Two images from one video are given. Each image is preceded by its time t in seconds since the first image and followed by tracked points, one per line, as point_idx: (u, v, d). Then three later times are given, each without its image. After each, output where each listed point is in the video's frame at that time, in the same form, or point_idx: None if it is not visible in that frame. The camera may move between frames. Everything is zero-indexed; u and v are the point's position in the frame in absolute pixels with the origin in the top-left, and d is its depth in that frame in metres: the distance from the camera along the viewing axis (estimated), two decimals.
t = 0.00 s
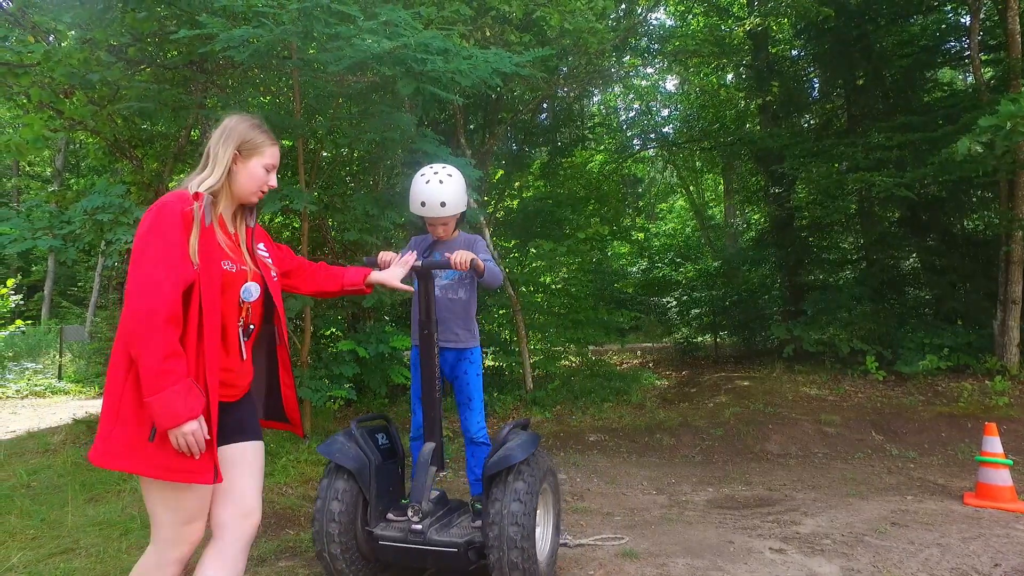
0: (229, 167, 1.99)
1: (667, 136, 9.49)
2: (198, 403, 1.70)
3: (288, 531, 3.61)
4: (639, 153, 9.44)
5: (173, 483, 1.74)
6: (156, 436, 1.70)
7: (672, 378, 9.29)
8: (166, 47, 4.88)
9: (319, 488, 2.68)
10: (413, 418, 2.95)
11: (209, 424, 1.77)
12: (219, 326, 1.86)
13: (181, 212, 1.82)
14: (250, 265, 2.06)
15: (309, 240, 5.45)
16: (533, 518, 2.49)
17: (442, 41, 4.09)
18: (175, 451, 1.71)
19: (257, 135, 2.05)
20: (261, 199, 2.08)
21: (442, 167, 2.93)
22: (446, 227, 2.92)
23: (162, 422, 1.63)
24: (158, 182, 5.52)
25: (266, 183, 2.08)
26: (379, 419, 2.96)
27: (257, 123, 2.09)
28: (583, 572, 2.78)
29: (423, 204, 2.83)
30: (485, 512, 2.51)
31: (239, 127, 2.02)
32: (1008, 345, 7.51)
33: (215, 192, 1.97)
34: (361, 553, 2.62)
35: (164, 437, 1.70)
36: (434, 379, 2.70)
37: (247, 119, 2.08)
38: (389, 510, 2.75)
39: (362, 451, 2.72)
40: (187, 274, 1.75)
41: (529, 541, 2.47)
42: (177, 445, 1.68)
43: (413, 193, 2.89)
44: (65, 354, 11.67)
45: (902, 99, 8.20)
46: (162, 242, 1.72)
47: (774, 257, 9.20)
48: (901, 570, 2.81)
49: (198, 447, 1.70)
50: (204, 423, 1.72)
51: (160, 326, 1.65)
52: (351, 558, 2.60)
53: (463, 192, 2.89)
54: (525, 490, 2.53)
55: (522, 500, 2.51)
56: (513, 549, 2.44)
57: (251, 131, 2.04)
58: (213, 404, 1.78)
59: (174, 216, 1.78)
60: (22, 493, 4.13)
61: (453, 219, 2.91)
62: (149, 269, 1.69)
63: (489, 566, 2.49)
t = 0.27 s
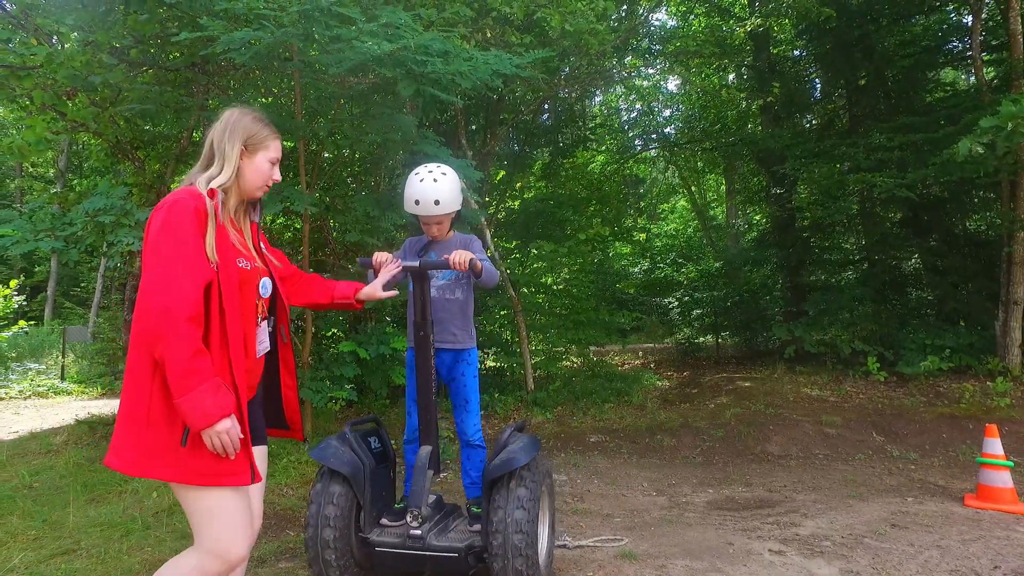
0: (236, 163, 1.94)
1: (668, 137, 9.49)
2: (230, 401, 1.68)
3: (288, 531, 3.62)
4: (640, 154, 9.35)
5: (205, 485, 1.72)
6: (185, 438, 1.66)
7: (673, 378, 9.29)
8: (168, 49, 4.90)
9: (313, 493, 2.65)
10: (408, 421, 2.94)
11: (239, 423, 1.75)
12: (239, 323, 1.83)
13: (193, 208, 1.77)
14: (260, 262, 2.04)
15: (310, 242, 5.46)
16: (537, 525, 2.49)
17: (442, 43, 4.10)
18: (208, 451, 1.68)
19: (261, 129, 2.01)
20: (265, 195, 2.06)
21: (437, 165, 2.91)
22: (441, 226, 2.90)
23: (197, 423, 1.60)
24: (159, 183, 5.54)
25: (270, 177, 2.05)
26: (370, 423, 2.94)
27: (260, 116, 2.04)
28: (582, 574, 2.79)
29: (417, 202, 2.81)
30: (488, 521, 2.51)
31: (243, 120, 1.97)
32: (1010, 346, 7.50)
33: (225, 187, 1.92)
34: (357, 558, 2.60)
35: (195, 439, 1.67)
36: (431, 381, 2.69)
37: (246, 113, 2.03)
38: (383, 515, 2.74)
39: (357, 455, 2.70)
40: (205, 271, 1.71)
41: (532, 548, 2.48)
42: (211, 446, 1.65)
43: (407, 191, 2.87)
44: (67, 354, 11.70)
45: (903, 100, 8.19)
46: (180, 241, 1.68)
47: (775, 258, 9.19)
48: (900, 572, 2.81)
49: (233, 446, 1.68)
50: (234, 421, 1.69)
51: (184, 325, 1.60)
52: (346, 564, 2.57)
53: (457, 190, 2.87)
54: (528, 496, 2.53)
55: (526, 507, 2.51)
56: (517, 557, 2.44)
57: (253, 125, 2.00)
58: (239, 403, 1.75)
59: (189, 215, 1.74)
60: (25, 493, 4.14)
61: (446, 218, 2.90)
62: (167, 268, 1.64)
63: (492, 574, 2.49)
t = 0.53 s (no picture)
0: (233, 157, 1.84)
1: (671, 137, 9.51)
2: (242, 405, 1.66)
3: (286, 534, 3.61)
4: (644, 154, 9.36)
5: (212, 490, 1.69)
6: (196, 442, 1.63)
7: (675, 379, 9.28)
8: (168, 51, 4.91)
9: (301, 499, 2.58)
10: (398, 425, 2.88)
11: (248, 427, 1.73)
12: (248, 325, 1.78)
13: (199, 200, 1.68)
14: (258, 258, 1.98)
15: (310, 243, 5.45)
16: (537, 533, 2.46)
17: (439, 44, 4.10)
18: (219, 456, 1.65)
19: (257, 122, 1.91)
20: (260, 189, 1.96)
21: (428, 161, 2.84)
22: (433, 222, 2.84)
23: (211, 429, 1.57)
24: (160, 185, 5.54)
25: (265, 171, 1.96)
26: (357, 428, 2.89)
27: (254, 108, 1.94)
28: None
29: (410, 197, 2.74)
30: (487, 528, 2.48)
31: (240, 112, 1.88)
32: (1013, 347, 7.46)
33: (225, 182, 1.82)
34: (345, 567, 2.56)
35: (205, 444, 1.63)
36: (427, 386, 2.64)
37: (243, 103, 1.93)
38: (373, 523, 2.71)
39: (347, 461, 2.65)
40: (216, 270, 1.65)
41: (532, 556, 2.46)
42: (223, 451, 1.63)
43: (400, 186, 2.79)
44: (72, 354, 11.76)
45: (906, 99, 8.15)
46: (191, 239, 1.61)
47: (778, 258, 9.15)
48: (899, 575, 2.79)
49: (245, 451, 1.66)
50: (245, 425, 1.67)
51: (198, 328, 1.56)
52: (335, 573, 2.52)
53: (450, 187, 2.81)
54: (528, 504, 2.51)
55: (526, 515, 2.48)
56: (518, 566, 2.41)
57: (251, 117, 1.90)
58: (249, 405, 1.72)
59: (198, 210, 1.66)
60: (24, 494, 4.15)
61: (439, 215, 2.83)
62: (177, 265, 1.57)
63: None
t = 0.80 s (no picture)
0: (216, 147, 1.77)
1: (675, 136, 9.39)
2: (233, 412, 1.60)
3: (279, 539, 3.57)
4: (646, 153, 9.21)
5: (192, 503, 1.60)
6: (183, 453, 1.54)
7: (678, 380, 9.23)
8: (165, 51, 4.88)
9: (282, 514, 2.41)
10: (386, 432, 2.76)
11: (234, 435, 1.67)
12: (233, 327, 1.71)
13: (194, 195, 1.59)
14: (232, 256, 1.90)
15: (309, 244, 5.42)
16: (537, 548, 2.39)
17: (434, 43, 4.06)
18: (208, 466, 1.59)
19: (240, 112, 1.86)
20: (238, 184, 1.90)
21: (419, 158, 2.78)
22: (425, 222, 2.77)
23: (207, 437, 1.51)
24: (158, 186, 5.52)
25: (245, 166, 1.90)
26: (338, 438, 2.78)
27: (235, 97, 1.88)
28: None
29: (402, 195, 2.66)
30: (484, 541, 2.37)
31: (223, 102, 1.81)
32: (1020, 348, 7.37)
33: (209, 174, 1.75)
34: None
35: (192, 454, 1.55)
36: (422, 393, 2.54)
37: (225, 92, 1.86)
38: (357, 536, 2.58)
39: (332, 471, 2.52)
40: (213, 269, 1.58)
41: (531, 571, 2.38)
42: (215, 460, 1.57)
43: (392, 184, 2.70)
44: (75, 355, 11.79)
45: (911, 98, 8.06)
46: (187, 234, 1.52)
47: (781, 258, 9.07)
48: None
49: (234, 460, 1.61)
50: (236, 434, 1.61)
51: (199, 331, 1.48)
52: None
53: (443, 184, 2.75)
54: (527, 518, 2.42)
55: (526, 530, 2.40)
56: None
57: (235, 108, 1.84)
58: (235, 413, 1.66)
59: (192, 202, 1.57)
60: (19, 498, 4.13)
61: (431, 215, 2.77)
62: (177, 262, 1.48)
63: None
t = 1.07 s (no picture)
0: (187, 137, 1.63)
1: (683, 136, 9.28)
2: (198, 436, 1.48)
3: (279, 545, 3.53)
4: (654, 154, 9.15)
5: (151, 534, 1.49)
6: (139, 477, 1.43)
7: (687, 381, 9.16)
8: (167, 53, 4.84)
9: (269, 537, 2.26)
10: (381, 443, 2.65)
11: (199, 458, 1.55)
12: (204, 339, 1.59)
13: (168, 194, 1.47)
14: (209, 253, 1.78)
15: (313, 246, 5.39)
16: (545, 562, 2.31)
17: (435, 43, 4.04)
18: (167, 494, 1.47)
19: (216, 100, 1.70)
20: (213, 177, 1.75)
21: (417, 158, 2.71)
22: (423, 225, 2.72)
23: (165, 465, 1.39)
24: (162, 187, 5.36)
25: (221, 160, 1.75)
26: (323, 450, 2.67)
27: (210, 81, 1.72)
28: None
29: (402, 196, 2.60)
30: (494, 555, 2.30)
31: (196, 89, 1.66)
32: None
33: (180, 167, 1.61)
34: None
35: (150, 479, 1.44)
36: (421, 399, 2.41)
37: (200, 77, 1.71)
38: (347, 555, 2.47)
39: (324, 488, 2.40)
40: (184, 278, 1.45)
41: None
42: (174, 488, 1.45)
43: (391, 183, 2.64)
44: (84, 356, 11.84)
45: (922, 95, 7.94)
46: (151, 236, 1.39)
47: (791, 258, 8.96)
48: None
49: (196, 488, 1.49)
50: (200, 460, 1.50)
51: (163, 347, 1.36)
52: None
53: (442, 185, 2.70)
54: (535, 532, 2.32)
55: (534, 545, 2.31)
56: None
57: (210, 95, 1.69)
58: (202, 434, 1.55)
59: (162, 201, 1.44)
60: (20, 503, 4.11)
61: (430, 217, 2.72)
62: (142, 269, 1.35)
63: None
